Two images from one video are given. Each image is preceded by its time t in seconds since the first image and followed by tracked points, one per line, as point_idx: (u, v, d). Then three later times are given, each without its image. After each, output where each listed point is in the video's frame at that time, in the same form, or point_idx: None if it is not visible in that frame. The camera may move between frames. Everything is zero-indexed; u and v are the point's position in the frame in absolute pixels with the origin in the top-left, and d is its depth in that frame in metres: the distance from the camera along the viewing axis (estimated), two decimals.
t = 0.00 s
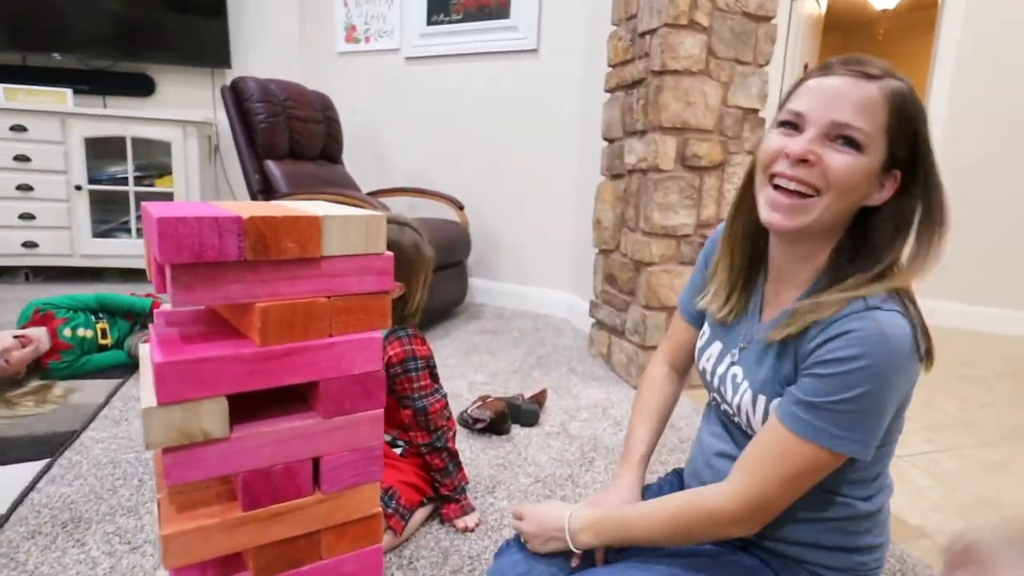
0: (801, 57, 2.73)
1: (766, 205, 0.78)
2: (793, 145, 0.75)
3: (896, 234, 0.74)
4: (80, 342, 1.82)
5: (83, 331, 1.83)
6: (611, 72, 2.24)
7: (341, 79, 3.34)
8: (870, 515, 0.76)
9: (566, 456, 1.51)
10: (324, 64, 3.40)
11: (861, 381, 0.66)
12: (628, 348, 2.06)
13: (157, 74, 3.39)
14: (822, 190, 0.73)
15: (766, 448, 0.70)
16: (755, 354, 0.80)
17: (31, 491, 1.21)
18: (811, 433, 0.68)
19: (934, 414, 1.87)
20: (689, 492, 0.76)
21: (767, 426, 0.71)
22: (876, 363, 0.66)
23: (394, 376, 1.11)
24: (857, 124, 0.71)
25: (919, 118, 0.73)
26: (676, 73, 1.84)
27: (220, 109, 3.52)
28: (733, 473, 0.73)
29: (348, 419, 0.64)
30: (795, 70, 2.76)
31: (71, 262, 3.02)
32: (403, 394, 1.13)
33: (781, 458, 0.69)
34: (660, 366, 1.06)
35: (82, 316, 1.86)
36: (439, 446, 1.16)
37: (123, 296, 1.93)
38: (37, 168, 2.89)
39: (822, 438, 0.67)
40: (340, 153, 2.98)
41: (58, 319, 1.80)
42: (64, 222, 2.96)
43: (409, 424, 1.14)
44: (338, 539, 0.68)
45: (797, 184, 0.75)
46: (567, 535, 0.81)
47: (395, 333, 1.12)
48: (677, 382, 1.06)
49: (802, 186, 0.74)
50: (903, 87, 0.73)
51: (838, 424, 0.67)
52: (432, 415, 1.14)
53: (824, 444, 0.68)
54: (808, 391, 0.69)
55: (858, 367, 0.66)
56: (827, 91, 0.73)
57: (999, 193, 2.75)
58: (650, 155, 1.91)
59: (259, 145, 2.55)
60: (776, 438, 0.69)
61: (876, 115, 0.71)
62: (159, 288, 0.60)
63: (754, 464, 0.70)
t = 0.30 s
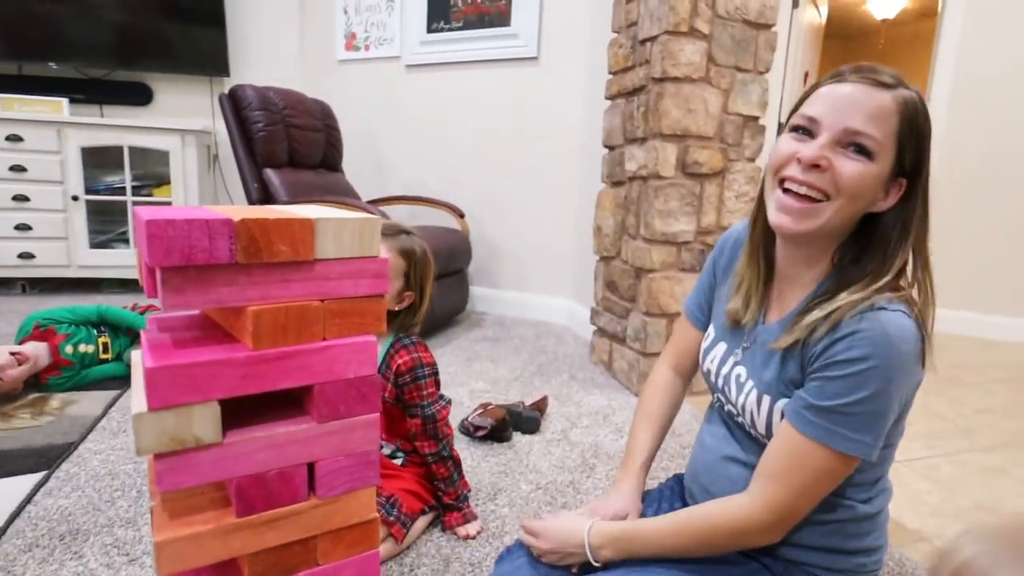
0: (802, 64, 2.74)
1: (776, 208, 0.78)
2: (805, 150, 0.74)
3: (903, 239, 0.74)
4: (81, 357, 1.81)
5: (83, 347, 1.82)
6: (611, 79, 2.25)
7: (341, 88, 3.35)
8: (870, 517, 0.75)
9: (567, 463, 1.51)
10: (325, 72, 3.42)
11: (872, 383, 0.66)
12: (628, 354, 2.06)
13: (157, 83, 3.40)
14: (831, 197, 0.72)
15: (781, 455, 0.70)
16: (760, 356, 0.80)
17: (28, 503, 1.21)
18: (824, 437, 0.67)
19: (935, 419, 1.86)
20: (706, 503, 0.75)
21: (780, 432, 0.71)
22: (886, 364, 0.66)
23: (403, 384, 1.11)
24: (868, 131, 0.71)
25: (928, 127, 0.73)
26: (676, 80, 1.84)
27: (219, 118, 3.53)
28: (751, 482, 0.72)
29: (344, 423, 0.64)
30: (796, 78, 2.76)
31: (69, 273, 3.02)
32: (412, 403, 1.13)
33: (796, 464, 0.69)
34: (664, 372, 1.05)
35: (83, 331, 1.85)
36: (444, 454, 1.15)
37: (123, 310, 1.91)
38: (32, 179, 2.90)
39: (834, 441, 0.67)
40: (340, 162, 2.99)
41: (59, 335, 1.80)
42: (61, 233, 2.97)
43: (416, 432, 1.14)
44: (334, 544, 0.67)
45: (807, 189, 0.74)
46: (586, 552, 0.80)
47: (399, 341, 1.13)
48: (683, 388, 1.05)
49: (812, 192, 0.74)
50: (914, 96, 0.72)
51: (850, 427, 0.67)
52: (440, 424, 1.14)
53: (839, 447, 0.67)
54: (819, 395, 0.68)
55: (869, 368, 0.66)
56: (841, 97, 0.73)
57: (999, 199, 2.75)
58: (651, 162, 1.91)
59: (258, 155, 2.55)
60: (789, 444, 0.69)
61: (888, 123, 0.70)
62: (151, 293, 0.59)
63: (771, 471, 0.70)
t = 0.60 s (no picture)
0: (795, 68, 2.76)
1: (736, 217, 0.79)
2: (760, 160, 0.75)
3: (865, 240, 0.74)
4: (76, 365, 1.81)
5: (77, 355, 1.82)
6: (605, 84, 2.26)
7: (336, 93, 3.35)
8: (857, 513, 0.76)
9: (563, 467, 1.51)
10: (320, 77, 3.42)
11: (847, 389, 0.66)
12: (623, 358, 2.06)
13: (150, 88, 3.40)
14: (788, 206, 0.73)
15: (768, 465, 0.70)
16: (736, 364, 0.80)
17: (21, 511, 1.20)
18: (805, 444, 0.68)
19: (929, 420, 1.87)
20: (698, 516, 0.75)
21: (764, 443, 0.71)
22: (858, 369, 0.66)
23: (380, 394, 1.08)
24: (820, 140, 0.71)
25: (883, 129, 0.73)
26: (670, 85, 1.85)
27: (213, 124, 3.53)
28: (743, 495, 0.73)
29: (336, 427, 0.64)
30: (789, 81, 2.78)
31: (62, 279, 3.01)
32: (389, 411, 1.11)
33: (782, 473, 0.69)
34: (648, 375, 1.06)
35: (77, 338, 1.84)
36: (428, 462, 1.14)
37: (117, 317, 1.89)
38: (23, 184, 2.88)
39: (814, 448, 0.67)
40: (334, 167, 2.99)
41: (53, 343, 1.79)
42: (54, 239, 2.96)
43: (397, 443, 1.11)
44: (328, 548, 0.67)
45: (764, 199, 0.75)
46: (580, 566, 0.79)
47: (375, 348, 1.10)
48: (668, 392, 1.06)
49: (770, 202, 0.75)
50: (868, 99, 0.72)
51: (829, 434, 0.67)
52: (417, 432, 1.12)
53: (821, 454, 0.67)
54: (797, 404, 0.69)
55: (843, 374, 0.66)
56: (794, 106, 0.73)
57: (992, 201, 2.77)
58: (645, 166, 1.92)
59: (252, 160, 2.55)
60: (773, 454, 0.70)
61: (842, 131, 0.71)
62: (142, 297, 0.59)
63: (760, 481, 0.70)
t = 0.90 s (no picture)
0: (782, 74, 2.79)
1: (668, 229, 0.80)
2: (684, 173, 0.75)
3: (800, 246, 0.74)
4: (60, 373, 1.78)
5: (64, 362, 1.79)
6: (595, 88, 2.27)
7: (325, 97, 3.35)
8: (833, 513, 0.77)
9: (555, 470, 1.51)
10: (308, 82, 3.41)
11: (792, 407, 0.66)
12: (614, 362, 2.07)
13: (137, 92, 3.38)
14: (715, 218, 0.74)
15: (729, 490, 0.70)
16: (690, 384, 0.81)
17: (5, 519, 1.18)
18: (759, 464, 0.67)
19: (915, 422, 1.89)
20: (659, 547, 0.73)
21: (723, 467, 0.71)
22: (801, 386, 0.66)
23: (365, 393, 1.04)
24: (741, 149, 0.71)
25: (807, 134, 0.73)
26: (659, 89, 1.86)
27: (201, 127, 3.51)
28: (708, 519, 0.72)
29: (329, 431, 0.64)
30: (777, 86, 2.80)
31: (47, 284, 2.98)
32: (376, 411, 1.06)
33: (742, 496, 0.69)
34: (620, 378, 1.08)
35: (62, 345, 1.82)
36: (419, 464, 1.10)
37: (104, 325, 1.88)
38: (8, 189, 2.85)
39: (766, 467, 0.67)
40: (324, 171, 2.98)
41: (37, 351, 1.76)
42: (39, 243, 2.92)
43: (388, 444, 1.06)
44: (319, 553, 0.67)
45: (692, 212, 0.76)
46: None
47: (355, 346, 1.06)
48: (638, 391, 1.08)
49: (698, 215, 0.75)
50: (789, 106, 0.73)
51: (779, 452, 0.67)
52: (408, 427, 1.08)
53: (775, 472, 0.67)
54: (748, 427, 0.69)
55: (786, 393, 0.66)
56: (715, 117, 0.74)
57: (977, 204, 2.81)
58: (635, 170, 1.93)
59: (240, 164, 2.53)
60: (732, 478, 0.70)
61: (763, 140, 0.71)
62: (131, 302, 0.59)
63: (723, 505, 0.70)
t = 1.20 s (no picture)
0: (776, 78, 2.80)
1: (618, 258, 0.79)
2: (621, 204, 0.75)
3: (752, 260, 0.74)
4: (52, 372, 1.77)
5: (54, 361, 1.77)
6: (589, 90, 2.27)
7: (319, 97, 3.34)
8: (820, 515, 0.77)
9: (547, 471, 1.51)
10: (301, 82, 3.40)
11: (759, 427, 0.66)
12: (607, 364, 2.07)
13: (128, 91, 3.36)
14: (659, 245, 0.73)
15: (707, 514, 0.70)
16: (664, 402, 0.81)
17: None
18: (733, 483, 0.68)
19: (906, 426, 1.90)
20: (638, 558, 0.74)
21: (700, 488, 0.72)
22: (767, 405, 0.66)
23: (371, 381, 1.10)
24: (671, 177, 0.71)
25: (744, 148, 0.71)
26: (653, 91, 1.87)
27: (194, 126, 3.49)
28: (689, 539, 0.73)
29: (320, 427, 0.63)
30: (771, 90, 2.81)
31: (38, 284, 2.95)
32: (382, 397, 1.11)
33: (719, 513, 0.69)
34: (601, 383, 1.07)
35: (53, 344, 1.79)
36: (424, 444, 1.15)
37: (95, 325, 1.87)
38: None
39: (739, 487, 0.67)
40: (317, 171, 2.97)
41: (29, 350, 1.74)
42: (30, 243, 2.90)
43: (396, 425, 1.12)
44: (309, 550, 0.67)
45: (636, 241, 0.75)
46: None
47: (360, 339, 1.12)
48: (617, 395, 1.07)
49: (641, 243, 0.75)
50: (720, 122, 0.71)
51: (748, 471, 0.67)
52: (415, 409, 1.13)
53: (747, 491, 0.67)
54: (718, 449, 0.69)
55: (753, 414, 0.66)
56: (645, 144, 0.72)
57: (968, 209, 2.83)
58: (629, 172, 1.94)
59: (234, 163, 2.52)
60: (708, 498, 0.70)
61: (696, 164, 0.70)
62: (121, 296, 0.58)
63: (702, 527, 0.70)
